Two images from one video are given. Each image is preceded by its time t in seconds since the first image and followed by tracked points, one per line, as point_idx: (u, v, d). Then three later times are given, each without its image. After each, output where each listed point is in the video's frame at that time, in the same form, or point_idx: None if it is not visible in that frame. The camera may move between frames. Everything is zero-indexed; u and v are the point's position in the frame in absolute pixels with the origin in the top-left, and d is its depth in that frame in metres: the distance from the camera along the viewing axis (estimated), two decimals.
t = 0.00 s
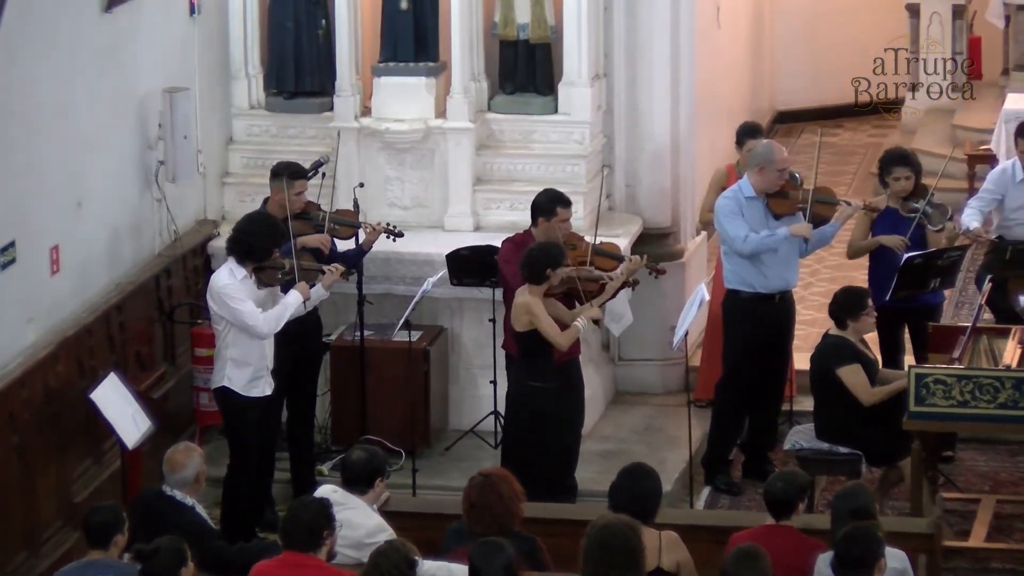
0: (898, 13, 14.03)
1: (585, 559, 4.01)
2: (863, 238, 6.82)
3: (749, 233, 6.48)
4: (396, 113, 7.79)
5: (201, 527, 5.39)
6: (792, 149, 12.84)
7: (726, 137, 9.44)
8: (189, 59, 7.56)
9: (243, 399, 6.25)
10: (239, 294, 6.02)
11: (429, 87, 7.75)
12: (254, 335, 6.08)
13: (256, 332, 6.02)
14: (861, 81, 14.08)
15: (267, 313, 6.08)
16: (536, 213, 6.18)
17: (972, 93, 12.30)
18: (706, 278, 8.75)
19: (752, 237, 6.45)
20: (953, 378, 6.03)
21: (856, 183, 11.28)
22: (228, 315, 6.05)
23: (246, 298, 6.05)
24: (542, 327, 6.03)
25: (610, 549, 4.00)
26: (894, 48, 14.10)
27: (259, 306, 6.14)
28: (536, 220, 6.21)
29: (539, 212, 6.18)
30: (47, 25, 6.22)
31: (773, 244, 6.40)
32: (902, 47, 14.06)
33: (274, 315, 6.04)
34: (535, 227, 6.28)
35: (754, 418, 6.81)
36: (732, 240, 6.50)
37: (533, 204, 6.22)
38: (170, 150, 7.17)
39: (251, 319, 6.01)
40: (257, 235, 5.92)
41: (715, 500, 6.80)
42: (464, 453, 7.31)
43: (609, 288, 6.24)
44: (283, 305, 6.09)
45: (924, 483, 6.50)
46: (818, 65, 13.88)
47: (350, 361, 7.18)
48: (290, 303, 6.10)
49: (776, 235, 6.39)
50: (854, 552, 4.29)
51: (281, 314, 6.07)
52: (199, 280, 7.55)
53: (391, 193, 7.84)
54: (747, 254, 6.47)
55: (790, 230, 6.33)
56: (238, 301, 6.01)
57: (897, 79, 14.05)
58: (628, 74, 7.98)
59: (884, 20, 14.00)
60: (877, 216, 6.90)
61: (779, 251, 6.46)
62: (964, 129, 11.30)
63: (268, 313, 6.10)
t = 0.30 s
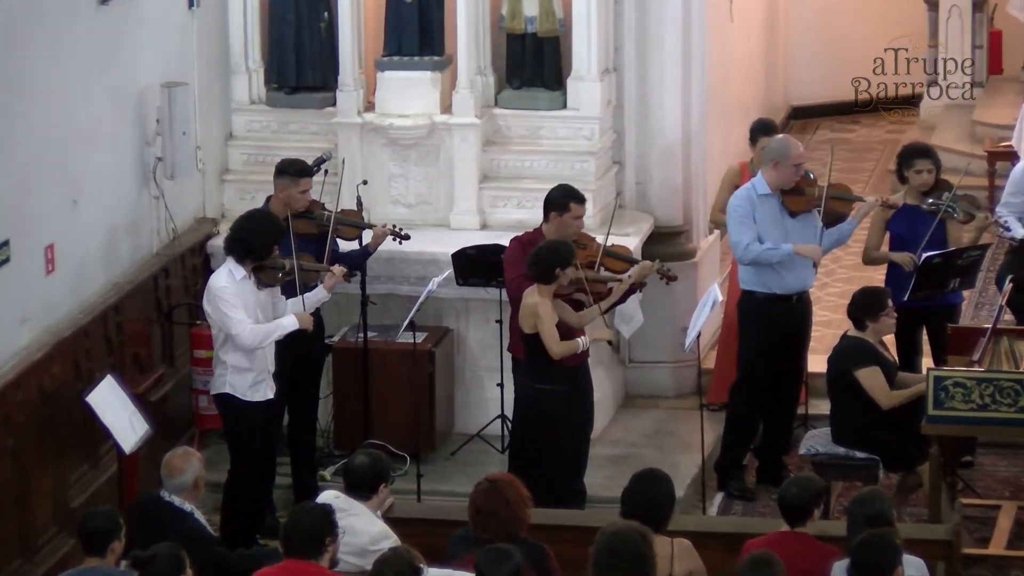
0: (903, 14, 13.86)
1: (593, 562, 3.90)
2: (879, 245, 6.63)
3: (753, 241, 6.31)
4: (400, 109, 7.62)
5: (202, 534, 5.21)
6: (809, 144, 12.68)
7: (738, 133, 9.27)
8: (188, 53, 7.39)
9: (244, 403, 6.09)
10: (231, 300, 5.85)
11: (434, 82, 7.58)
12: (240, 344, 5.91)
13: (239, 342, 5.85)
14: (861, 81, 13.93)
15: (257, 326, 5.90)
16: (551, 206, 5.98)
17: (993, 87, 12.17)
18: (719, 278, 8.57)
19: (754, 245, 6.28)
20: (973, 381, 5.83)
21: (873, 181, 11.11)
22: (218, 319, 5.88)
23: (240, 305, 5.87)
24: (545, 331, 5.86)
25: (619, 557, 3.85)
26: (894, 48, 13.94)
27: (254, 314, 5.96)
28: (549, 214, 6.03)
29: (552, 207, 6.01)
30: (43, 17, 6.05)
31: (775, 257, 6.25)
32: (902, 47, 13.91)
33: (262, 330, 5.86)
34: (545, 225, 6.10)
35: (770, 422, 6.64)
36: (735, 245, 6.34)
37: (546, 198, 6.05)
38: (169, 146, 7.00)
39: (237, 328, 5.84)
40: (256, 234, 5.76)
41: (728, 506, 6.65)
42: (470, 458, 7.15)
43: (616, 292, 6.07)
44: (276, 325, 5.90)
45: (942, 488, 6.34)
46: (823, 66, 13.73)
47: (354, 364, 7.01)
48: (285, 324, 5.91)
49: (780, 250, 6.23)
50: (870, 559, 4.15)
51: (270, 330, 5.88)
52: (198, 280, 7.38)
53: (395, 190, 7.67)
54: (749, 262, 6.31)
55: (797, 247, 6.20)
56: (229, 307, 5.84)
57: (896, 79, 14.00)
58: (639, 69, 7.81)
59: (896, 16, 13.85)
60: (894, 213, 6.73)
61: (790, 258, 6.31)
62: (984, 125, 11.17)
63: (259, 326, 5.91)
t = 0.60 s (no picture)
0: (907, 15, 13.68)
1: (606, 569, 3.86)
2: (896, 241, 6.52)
3: (774, 239, 6.19)
4: (409, 104, 7.49)
5: (207, 539, 5.07)
6: (829, 139, 12.56)
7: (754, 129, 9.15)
8: (193, 48, 7.26)
9: (249, 404, 5.95)
10: (232, 297, 5.72)
11: (443, 77, 7.46)
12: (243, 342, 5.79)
13: (241, 340, 5.72)
14: (861, 81, 13.75)
15: (259, 323, 5.77)
16: (558, 202, 5.86)
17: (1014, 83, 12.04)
18: (733, 277, 8.44)
19: (775, 243, 6.16)
20: (995, 383, 5.68)
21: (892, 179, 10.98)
22: (219, 318, 5.75)
23: (242, 303, 5.75)
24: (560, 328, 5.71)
25: (631, 561, 3.81)
26: (894, 48, 13.78)
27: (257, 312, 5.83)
28: (558, 210, 5.89)
29: (562, 202, 5.87)
30: (44, 10, 5.92)
31: (797, 253, 6.11)
32: (902, 47, 13.75)
33: (264, 328, 5.73)
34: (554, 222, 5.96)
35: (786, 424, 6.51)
36: (755, 244, 6.22)
37: (557, 192, 5.90)
38: (172, 142, 6.86)
39: (238, 327, 5.71)
40: (258, 230, 5.64)
41: (744, 510, 6.53)
42: (480, 461, 7.02)
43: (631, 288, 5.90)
44: (279, 322, 5.78)
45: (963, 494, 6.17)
46: (838, 61, 13.66)
47: (361, 366, 6.88)
48: (289, 321, 5.79)
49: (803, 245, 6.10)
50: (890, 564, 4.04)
51: (272, 328, 5.75)
52: (202, 279, 7.24)
53: (404, 187, 7.54)
54: (770, 261, 6.19)
55: (819, 241, 6.06)
56: (230, 305, 5.71)
57: (895, 79, 13.88)
58: (653, 64, 7.68)
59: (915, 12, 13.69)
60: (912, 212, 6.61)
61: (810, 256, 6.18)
62: (1005, 122, 11.04)
63: (262, 323, 5.79)
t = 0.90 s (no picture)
0: (911, 14, 13.51)
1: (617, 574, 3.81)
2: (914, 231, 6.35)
3: (793, 224, 6.03)
4: (415, 100, 7.34)
5: (206, 544, 4.90)
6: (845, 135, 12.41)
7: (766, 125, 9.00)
8: (194, 42, 7.12)
9: (251, 405, 5.79)
10: (239, 289, 5.58)
11: (450, 72, 7.31)
12: (259, 330, 5.64)
13: (257, 327, 5.58)
14: (860, 81, 13.53)
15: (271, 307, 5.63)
16: (563, 204, 5.70)
17: None
18: (746, 277, 8.29)
19: (794, 227, 6.00)
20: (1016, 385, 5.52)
21: (910, 177, 10.82)
22: (228, 313, 5.61)
23: (248, 292, 5.62)
24: (575, 323, 5.54)
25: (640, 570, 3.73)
26: (893, 48, 13.61)
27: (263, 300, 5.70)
28: (562, 214, 5.74)
29: (564, 205, 5.71)
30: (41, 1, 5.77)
31: (816, 236, 5.95)
32: (902, 47, 13.59)
33: (278, 309, 5.59)
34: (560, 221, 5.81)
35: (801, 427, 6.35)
36: (772, 231, 6.06)
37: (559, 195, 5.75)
38: (173, 138, 6.72)
39: (252, 315, 5.56)
40: (258, 224, 5.49)
41: (757, 516, 6.38)
42: (487, 465, 6.87)
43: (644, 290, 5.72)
44: (292, 299, 5.63)
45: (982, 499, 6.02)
46: (844, 55, 13.46)
47: (365, 367, 6.74)
48: (299, 296, 5.64)
49: (822, 228, 5.94)
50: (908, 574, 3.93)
51: (286, 308, 5.61)
52: (203, 279, 7.10)
53: (410, 184, 7.40)
54: (789, 246, 6.03)
55: (838, 224, 5.89)
56: (238, 296, 5.57)
57: (896, 79, 13.72)
58: (665, 58, 7.53)
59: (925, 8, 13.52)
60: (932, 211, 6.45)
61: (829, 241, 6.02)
62: None
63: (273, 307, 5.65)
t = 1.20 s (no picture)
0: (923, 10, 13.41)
1: None
2: (934, 241, 6.25)
3: (801, 236, 5.90)
4: (416, 95, 7.20)
5: (203, 551, 4.75)
6: (856, 131, 12.26)
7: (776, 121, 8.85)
8: (189, 36, 6.97)
9: (249, 410, 5.65)
10: (238, 300, 5.42)
11: (452, 67, 7.16)
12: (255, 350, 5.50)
13: (252, 346, 5.44)
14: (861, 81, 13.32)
15: (267, 325, 5.49)
16: (574, 199, 5.54)
17: None
18: (755, 277, 8.14)
19: (804, 240, 5.87)
20: None
21: (924, 173, 10.67)
22: (224, 322, 5.46)
23: (246, 301, 5.46)
24: (568, 336, 5.44)
25: None
26: (894, 48, 13.45)
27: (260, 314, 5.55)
28: (572, 209, 5.58)
29: (575, 200, 5.55)
30: None
31: (827, 251, 5.84)
32: (903, 48, 13.45)
33: (274, 330, 5.45)
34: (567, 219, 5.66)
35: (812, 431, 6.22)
36: (782, 242, 5.92)
37: (569, 190, 5.59)
38: (167, 134, 6.58)
39: (248, 333, 5.42)
40: (260, 226, 5.35)
41: (767, 522, 6.24)
42: (490, 469, 6.72)
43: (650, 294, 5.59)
44: (287, 319, 5.48)
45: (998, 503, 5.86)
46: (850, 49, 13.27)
47: (366, 370, 6.59)
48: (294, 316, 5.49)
49: (832, 241, 5.83)
50: None
51: (282, 329, 5.46)
52: (198, 279, 6.95)
53: (412, 181, 7.26)
54: (799, 259, 5.90)
55: (848, 237, 5.79)
56: (236, 308, 5.42)
57: (895, 79, 13.53)
58: (672, 52, 7.39)
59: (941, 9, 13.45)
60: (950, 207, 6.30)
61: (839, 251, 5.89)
62: None
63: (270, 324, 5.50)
